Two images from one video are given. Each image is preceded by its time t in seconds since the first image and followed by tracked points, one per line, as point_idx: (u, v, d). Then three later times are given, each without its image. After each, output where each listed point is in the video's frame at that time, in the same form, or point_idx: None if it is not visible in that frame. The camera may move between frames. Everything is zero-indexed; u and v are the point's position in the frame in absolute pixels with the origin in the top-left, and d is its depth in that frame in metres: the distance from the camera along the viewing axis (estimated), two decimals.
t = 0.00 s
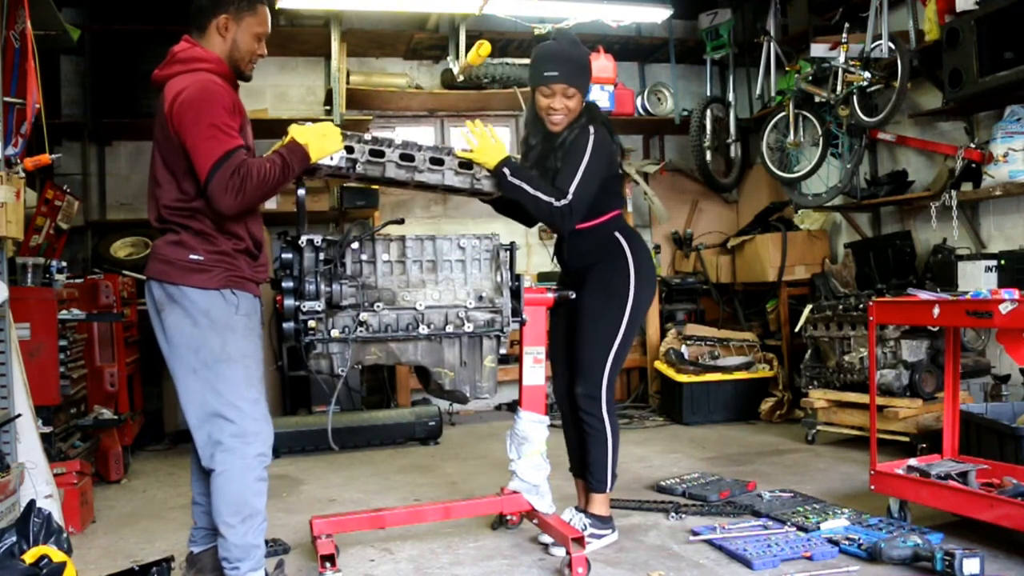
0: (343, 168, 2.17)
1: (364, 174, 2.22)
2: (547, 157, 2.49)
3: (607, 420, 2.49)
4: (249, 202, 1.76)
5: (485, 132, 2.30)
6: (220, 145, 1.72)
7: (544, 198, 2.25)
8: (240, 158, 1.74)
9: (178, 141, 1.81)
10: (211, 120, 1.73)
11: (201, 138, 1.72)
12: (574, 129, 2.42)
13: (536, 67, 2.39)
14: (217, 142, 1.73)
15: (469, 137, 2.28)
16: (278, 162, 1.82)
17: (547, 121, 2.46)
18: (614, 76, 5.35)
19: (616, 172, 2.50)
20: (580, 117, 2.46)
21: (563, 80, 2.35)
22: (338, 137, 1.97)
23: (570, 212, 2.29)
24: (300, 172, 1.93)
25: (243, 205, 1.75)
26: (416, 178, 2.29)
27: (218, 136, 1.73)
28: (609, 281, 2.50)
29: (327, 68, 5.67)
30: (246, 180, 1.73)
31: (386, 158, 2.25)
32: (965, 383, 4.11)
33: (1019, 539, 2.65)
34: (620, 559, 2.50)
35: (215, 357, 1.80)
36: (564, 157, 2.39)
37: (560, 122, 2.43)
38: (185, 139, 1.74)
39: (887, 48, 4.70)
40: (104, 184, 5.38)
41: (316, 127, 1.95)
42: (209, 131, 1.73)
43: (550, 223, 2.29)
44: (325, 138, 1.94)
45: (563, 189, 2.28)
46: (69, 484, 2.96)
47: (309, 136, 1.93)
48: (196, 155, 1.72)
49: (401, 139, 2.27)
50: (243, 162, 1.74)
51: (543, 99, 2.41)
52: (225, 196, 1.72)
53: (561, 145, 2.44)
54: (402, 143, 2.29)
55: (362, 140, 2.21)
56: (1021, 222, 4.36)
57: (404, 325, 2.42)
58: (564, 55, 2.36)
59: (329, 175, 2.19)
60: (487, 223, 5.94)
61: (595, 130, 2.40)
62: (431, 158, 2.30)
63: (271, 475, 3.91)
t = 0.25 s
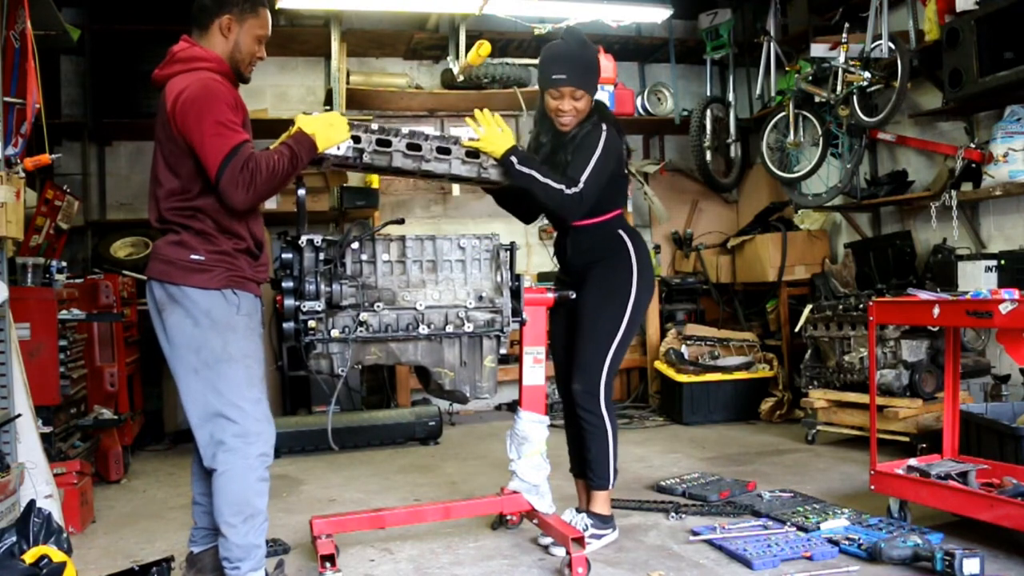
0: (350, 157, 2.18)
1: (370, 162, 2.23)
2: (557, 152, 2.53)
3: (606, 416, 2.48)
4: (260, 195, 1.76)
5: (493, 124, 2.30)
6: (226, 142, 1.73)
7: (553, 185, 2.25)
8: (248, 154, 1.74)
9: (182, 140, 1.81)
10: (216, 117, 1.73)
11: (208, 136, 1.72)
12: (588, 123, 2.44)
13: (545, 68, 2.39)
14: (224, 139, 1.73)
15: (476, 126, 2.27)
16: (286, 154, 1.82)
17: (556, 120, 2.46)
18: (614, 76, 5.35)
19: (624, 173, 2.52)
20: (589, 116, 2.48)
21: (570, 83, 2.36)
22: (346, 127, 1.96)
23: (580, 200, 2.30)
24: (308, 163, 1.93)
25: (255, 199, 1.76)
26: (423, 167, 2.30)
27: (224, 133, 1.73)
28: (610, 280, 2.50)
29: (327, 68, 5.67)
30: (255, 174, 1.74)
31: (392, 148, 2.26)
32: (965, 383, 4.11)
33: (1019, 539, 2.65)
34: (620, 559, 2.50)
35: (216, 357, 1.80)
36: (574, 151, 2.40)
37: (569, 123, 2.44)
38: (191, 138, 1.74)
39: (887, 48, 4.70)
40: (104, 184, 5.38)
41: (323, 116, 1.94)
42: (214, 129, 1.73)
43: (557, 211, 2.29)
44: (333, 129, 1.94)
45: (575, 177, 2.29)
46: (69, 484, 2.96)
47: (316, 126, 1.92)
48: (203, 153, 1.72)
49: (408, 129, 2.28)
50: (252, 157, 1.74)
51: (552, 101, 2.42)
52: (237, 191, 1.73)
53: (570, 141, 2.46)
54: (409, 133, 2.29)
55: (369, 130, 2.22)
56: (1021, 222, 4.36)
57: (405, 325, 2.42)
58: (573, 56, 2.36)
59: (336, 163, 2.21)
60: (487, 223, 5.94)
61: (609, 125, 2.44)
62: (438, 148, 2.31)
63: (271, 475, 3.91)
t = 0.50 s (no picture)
0: (357, 145, 2.17)
1: (378, 150, 2.22)
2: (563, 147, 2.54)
3: (608, 412, 2.48)
4: (269, 188, 1.76)
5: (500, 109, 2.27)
6: (230, 137, 1.72)
7: (568, 169, 2.25)
8: (253, 148, 1.74)
9: (183, 140, 1.80)
10: (218, 115, 1.73)
11: (211, 134, 1.72)
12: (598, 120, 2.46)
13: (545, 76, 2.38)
14: (228, 135, 1.72)
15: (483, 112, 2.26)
16: (292, 145, 1.81)
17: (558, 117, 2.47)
18: (614, 76, 5.34)
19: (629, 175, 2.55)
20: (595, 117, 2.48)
21: (566, 90, 2.34)
22: (352, 115, 1.95)
23: (595, 183, 2.31)
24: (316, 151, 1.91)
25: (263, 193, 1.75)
26: (429, 155, 2.30)
27: (227, 129, 1.73)
28: (613, 278, 2.50)
29: (327, 68, 5.67)
30: (262, 168, 1.73)
31: (399, 136, 2.24)
32: (965, 383, 4.11)
33: (1019, 539, 2.65)
34: (620, 559, 2.50)
35: (217, 355, 1.80)
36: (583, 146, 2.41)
37: (571, 125, 2.47)
38: (194, 137, 1.74)
39: (887, 48, 4.70)
40: (104, 184, 5.38)
41: (329, 104, 1.92)
42: (217, 125, 1.72)
43: (571, 194, 2.27)
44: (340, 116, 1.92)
45: (587, 163, 2.31)
46: (69, 484, 2.96)
47: (323, 114, 1.91)
48: (208, 151, 1.72)
49: (416, 116, 2.27)
50: (257, 151, 1.74)
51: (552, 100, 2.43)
52: (245, 185, 1.72)
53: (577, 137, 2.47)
54: (417, 120, 2.28)
55: (376, 117, 2.20)
56: (1021, 222, 4.36)
57: (404, 325, 2.42)
58: (581, 59, 2.34)
59: (342, 149, 2.20)
60: (487, 223, 5.94)
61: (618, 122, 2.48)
62: (445, 135, 2.31)
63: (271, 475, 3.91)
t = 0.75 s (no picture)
0: (371, 143, 2.18)
1: (390, 150, 2.23)
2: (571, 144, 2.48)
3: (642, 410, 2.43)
4: (285, 188, 1.77)
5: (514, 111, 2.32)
6: (244, 136, 1.72)
7: (581, 179, 2.27)
8: (269, 146, 1.75)
9: (193, 137, 1.79)
10: (231, 113, 1.73)
11: (225, 132, 1.72)
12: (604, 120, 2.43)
13: (563, 62, 2.37)
14: (242, 134, 1.72)
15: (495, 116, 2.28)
16: (308, 143, 1.84)
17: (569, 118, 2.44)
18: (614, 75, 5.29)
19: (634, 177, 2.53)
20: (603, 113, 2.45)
21: (588, 78, 2.34)
22: (369, 112, 2.01)
23: (607, 192, 2.33)
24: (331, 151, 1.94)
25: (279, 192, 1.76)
26: (442, 157, 2.31)
27: (241, 127, 1.73)
28: (627, 277, 2.43)
29: (327, 68, 5.67)
30: (277, 167, 1.74)
31: (412, 136, 2.26)
32: (964, 383, 4.12)
33: (1019, 539, 2.65)
34: (620, 559, 2.50)
35: (217, 359, 1.79)
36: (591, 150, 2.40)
37: (584, 118, 2.41)
38: (207, 135, 1.74)
39: (887, 48, 4.70)
40: (104, 184, 5.38)
41: (346, 102, 1.98)
42: (231, 124, 1.72)
43: (587, 203, 2.31)
44: (357, 114, 1.99)
45: (600, 170, 2.31)
46: (69, 484, 2.96)
47: (340, 110, 1.97)
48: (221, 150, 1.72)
49: (429, 116, 2.28)
50: (272, 150, 1.75)
51: (568, 96, 2.40)
52: (261, 184, 1.73)
53: (586, 138, 2.43)
54: (431, 121, 2.29)
55: (390, 115, 2.21)
56: (1021, 222, 4.36)
57: (404, 325, 2.42)
58: (588, 50, 2.35)
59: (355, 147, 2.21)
60: (487, 223, 5.94)
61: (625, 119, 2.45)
62: (458, 137, 2.32)
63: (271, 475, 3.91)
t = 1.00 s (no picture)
0: (393, 140, 2.12)
1: (411, 150, 2.18)
2: (587, 142, 2.38)
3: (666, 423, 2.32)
4: (304, 184, 1.70)
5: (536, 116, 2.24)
6: (266, 127, 1.64)
7: (601, 188, 2.18)
8: (291, 140, 1.67)
9: (211, 123, 1.70)
10: (253, 100, 1.64)
11: (245, 121, 1.63)
12: (623, 120, 2.34)
13: (586, 55, 2.25)
14: (263, 124, 1.64)
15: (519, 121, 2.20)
16: (333, 139, 1.77)
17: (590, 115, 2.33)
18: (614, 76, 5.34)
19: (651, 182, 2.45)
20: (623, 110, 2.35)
21: (612, 72, 2.23)
22: (392, 110, 1.99)
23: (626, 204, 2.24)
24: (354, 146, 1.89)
25: (298, 189, 1.69)
26: (463, 159, 2.25)
27: (263, 117, 1.64)
28: (644, 283, 2.34)
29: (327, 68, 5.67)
30: (299, 162, 1.67)
31: (434, 136, 2.20)
32: (965, 383, 4.11)
33: (1019, 539, 2.65)
34: (620, 559, 2.50)
35: (222, 363, 1.74)
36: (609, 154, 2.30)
37: (606, 115, 2.31)
38: (225, 122, 1.65)
39: (887, 48, 4.69)
40: (104, 184, 5.39)
41: (369, 98, 1.95)
42: (253, 112, 1.64)
43: (605, 215, 2.22)
44: (379, 113, 1.96)
45: (620, 181, 2.23)
46: (70, 484, 2.96)
47: (363, 106, 1.93)
48: (239, 139, 1.63)
49: (452, 116, 2.22)
50: (294, 144, 1.67)
51: (590, 91, 2.28)
52: (280, 179, 1.66)
53: (604, 140, 2.33)
54: (454, 121, 2.24)
55: (412, 114, 2.16)
56: (1021, 222, 4.36)
57: (405, 325, 2.42)
58: (609, 45, 2.24)
59: (376, 145, 2.15)
60: (487, 223, 5.94)
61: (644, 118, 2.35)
62: (480, 140, 2.27)
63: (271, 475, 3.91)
